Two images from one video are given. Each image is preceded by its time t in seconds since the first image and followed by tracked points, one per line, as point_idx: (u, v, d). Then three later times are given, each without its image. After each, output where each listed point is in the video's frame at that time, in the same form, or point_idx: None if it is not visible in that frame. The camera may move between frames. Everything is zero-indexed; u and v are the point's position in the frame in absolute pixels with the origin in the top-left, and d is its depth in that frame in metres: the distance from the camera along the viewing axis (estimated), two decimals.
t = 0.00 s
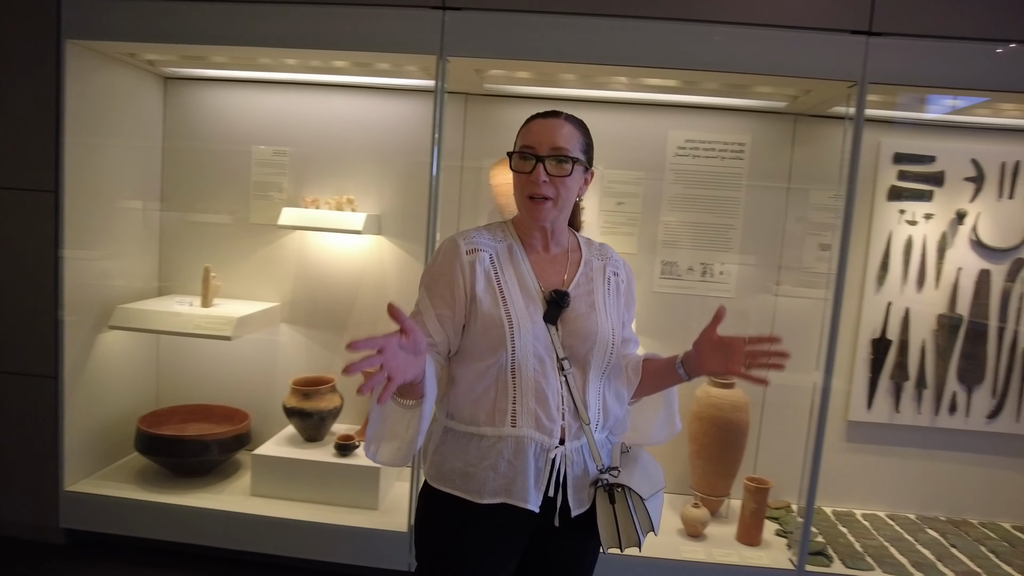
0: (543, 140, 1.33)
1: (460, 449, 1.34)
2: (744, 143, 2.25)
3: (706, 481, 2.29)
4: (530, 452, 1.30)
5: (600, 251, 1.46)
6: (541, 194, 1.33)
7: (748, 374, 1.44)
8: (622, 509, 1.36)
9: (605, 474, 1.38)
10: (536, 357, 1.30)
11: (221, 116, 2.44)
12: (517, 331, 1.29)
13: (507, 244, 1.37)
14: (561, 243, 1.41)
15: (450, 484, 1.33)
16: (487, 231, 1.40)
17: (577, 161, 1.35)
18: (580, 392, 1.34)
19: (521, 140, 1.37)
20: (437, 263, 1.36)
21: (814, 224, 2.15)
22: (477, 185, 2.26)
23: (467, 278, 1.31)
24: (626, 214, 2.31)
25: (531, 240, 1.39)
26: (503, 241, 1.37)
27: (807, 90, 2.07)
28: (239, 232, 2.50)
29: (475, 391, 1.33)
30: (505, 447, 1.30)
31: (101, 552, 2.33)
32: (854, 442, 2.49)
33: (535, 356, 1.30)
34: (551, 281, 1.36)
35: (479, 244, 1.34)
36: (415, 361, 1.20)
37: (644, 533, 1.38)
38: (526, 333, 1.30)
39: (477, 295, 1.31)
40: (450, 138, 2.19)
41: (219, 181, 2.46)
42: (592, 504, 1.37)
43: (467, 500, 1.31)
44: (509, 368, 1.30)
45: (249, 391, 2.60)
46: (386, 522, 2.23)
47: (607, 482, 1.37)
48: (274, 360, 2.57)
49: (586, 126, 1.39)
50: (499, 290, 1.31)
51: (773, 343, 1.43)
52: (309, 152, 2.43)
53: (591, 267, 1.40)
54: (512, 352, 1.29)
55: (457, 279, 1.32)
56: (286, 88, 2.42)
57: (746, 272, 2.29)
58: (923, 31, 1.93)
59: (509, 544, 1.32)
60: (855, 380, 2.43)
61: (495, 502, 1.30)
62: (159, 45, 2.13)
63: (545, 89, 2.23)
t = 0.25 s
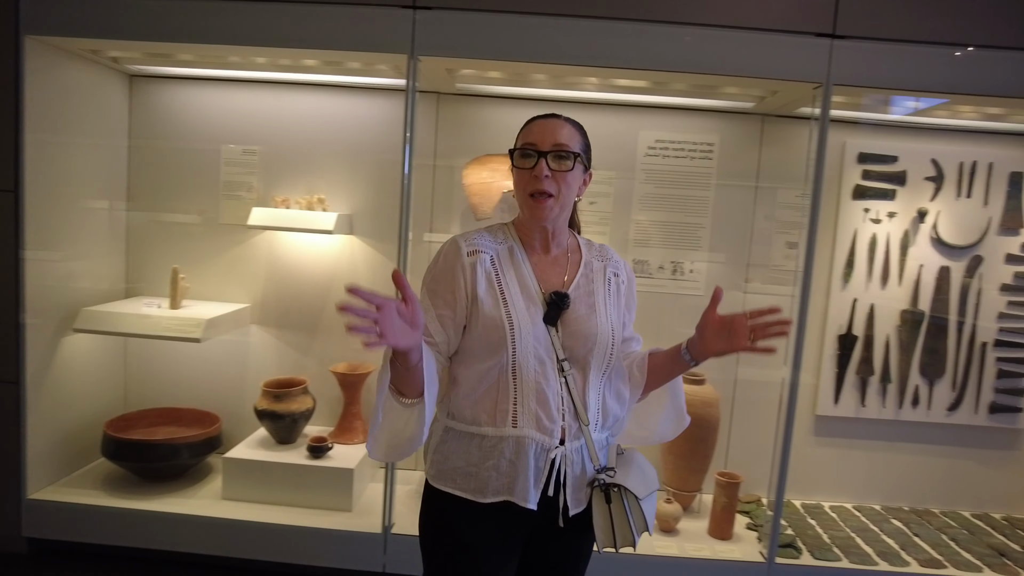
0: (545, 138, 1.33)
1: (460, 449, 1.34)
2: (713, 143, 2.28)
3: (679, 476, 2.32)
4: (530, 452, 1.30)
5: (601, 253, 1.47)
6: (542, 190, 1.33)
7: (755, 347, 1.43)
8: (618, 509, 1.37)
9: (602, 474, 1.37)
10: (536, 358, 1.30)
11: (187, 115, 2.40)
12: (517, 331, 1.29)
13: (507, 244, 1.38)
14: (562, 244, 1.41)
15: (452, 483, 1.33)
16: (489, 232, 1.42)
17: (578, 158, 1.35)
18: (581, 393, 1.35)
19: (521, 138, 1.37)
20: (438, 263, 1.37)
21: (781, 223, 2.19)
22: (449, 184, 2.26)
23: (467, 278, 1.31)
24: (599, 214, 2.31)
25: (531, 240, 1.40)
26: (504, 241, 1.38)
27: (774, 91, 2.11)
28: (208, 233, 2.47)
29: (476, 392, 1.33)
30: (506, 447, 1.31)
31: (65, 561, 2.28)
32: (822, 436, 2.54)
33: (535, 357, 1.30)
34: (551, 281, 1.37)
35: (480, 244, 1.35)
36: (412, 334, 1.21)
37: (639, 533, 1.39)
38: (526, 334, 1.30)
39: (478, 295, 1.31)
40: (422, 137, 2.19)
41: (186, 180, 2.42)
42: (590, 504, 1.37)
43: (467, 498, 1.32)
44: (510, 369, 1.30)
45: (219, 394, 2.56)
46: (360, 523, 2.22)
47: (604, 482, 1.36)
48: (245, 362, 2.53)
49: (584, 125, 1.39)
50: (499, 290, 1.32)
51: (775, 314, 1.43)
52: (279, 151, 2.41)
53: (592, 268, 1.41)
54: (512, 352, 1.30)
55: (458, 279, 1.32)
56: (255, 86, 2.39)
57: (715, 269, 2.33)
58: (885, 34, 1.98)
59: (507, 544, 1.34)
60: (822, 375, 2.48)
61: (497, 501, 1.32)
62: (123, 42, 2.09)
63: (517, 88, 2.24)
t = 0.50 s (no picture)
0: (541, 133, 1.39)
1: (457, 451, 1.37)
2: (687, 143, 2.31)
3: (655, 473, 2.34)
4: (529, 453, 1.34)
5: (592, 253, 1.52)
6: (540, 184, 1.37)
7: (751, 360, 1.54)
8: (608, 507, 1.44)
9: (593, 473, 1.43)
10: (534, 359, 1.34)
11: (157, 113, 2.35)
12: (516, 333, 1.32)
13: (502, 244, 1.40)
14: (555, 243, 1.46)
15: (450, 485, 1.36)
16: (484, 230, 1.44)
17: (573, 154, 1.40)
18: (575, 392, 1.40)
19: (518, 135, 1.43)
20: (433, 263, 1.39)
21: (754, 221, 2.22)
22: (425, 184, 2.26)
23: (464, 279, 1.34)
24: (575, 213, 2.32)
25: (527, 237, 1.44)
26: (499, 242, 1.41)
27: (747, 91, 2.12)
28: (179, 232, 2.43)
29: (473, 393, 1.36)
30: (504, 449, 1.34)
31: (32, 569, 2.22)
32: (795, 431, 2.58)
33: (533, 359, 1.33)
34: (546, 282, 1.41)
35: (476, 245, 1.37)
36: (379, 349, 1.24)
37: (627, 528, 1.45)
38: (525, 335, 1.33)
39: (475, 296, 1.33)
40: (396, 136, 2.19)
41: (156, 180, 2.38)
42: (581, 502, 1.44)
43: (466, 500, 1.35)
44: (508, 370, 1.33)
45: (192, 396, 2.52)
46: (336, 525, 2.21)
47: (595, 480, 1.43)
48: (219, 364, 2.50)
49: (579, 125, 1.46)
50: (497, 291, 1.34)
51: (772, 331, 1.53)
52: (252, 150, 2.37)
53: (584, 269, 1.45)
54: (511, 354, 1.32)
55: (456, 280, 1.34)
56: (227, 84, 2.35)
57: (690, 268, 2.35)
58: (853, 37, 2.01)
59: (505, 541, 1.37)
60: (795, 371, 2.52)
61: (494, 503, 1.35)
62: (90, 38, 2.04)
63: (492, 87, 2.24)
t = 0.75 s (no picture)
0: (519, 138, 1.39)
1: (444, 463, 1.37)
2: (656, 142, 2.32)
3: (627, 470, 2.36)
4: (516, 460, 1.36)
5: (569, 254, 1.53)
6: (518, 190, 1.38)
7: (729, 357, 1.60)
8: (592, 507, 1.46)
9: (579, 474, 1.45)
10: (520, 367, 1.34)
11: (119, 109, 2.29)
12: (503, 341, 1.31)
13: (483, 248, 1.40)
14: (534, 247, 1.46)
15: (439, 498, 1.36)
16: (463, 234, 1.42)
17: (553, 158, 1.41)
18: (559, 398, 1.41)
19: (495, 138, 1.43)
20: (414, 270, 1.36)
21: (722, 219, 2.25)
22: (395, 182, 2.24)
23: (448, 287, 1.32)
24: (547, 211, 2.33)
25: (508, 242, 1.43)
26: (480, 246, 1.40)
27: (714, 90, 2.15)
28: (143, 232, 2.37)
29: (459, 403, 1.35)
30: (493, 458, 1.35)
31: None
32: (764, 426, 2.62)
33: (520, 367, 1.34)
34: (529, 287, 1.41)
35: (458, 251, 1.35)
36: (385, 369, 1.21)
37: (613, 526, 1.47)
38: (511, 343, 1.33)
39: (460, 304, 1.32)
40: (365, 134, 2.16)
41: (118, 178, 2.32)
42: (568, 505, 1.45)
43: (455, 514, 1.35)
44: (495, 379, 1.33)
45: (157, 399, 2.47)
46: (306, 528, 2.18)
47: (580, 482, 1.44)
48: (184, 366, 2.45)
49: (558, 127, 1.46)
50: (481, 298, 1.33)
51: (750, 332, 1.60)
52: (218, 147, 2.32)
53: (563, 271, 1.46)
54: (498, 363, 1.32)
55: (439, 288, 1.32)
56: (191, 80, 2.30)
57: (661, 266, 2.37)
58: (818, 38, 2.05)
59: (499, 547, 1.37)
60: (763, 367, 2.56)
61: (483, 513, 1.36)
62: (47, 32, 1.98)
63: (462, 85, 2.22)
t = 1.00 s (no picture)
0: (498, 137, 1.39)
1: (442, 475, 1.35)
2: (629, 141, 2.34)
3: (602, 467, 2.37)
4: (517, 468, 1.34)
5: (551, 256, 1.57)
6: (500, 189, 1.38)
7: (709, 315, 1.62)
8: (587, 509, 1.47)
9: (573, 475, 1.46)
10: (515, 372, 1.33)
11: (83, 105, 2.24)
12: (497, 346, 1.30)
13: (468, 252, 1.39)
14: (517, 248, 1.48)
15: (437, 514, 1.34)
16: (447, 238, 1.41)
17: (533, 157, 1.41)
18: (553, 402, 1.40)
19: (474, 138, 1.43)
20: (396, 278, 1.33)
21: (694, 218, 2.27)
22: (367, 180, 2.22)
23: (436, 293, 1.30)
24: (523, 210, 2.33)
25: (490, 242, 1.43)
26: (464, 250, 1.39)
27: (685, 90, 2.17)
28: (109, 231, 2.32)
29: (455, 411, 1.33)
30: (493, 466, 1.33)
31: None
32: (736, 423, 2.65)
33: (515, 371, 1.33)
34: (515, 290, 1.42)
35: (443, 255, 1.34)
36: (369, 348, 1.16)
37: (608, 527, 1.48)
38: (506, 347, 1.32)
39: (450, 310, 1.30)
40: (337, 132, 2.14)
41: (82, 175, 2.27)
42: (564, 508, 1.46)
43: (455, 526, 1.34)
44: (490, 386, 1.31)
45: (124, 402, 2.41)
46: (277, 531, 2.15)
47: (575, 485, 1.45)
48: (153, 369, 2.40)
49: (537, 127, 1.46)
50: (472, 304, 1.32)
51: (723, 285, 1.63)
52: (186, 145, 2.28)
53: (548, 272, 1.50)
54: (494, 369, 1.30)
55: (426, 294, 1.30)
56: (158, 76, 2.25)
57: (634, 264, 2.39)
58: (786, 40, 2.08)
59: (492, 553, 1.38)
60: (734, 363, 2.59)
61: (485, 524, 1.35)
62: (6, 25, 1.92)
63: (436, 83, 2.21)
